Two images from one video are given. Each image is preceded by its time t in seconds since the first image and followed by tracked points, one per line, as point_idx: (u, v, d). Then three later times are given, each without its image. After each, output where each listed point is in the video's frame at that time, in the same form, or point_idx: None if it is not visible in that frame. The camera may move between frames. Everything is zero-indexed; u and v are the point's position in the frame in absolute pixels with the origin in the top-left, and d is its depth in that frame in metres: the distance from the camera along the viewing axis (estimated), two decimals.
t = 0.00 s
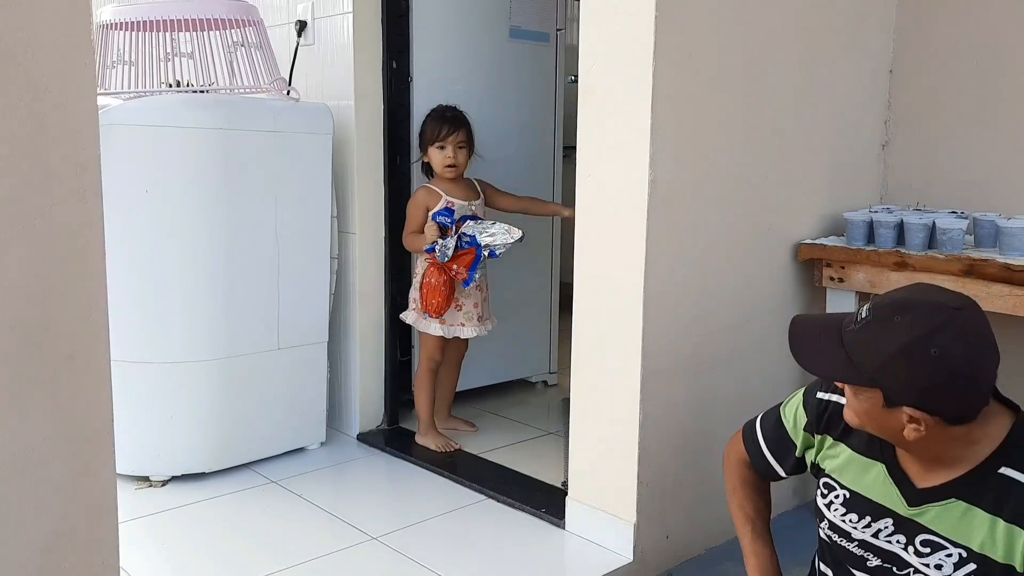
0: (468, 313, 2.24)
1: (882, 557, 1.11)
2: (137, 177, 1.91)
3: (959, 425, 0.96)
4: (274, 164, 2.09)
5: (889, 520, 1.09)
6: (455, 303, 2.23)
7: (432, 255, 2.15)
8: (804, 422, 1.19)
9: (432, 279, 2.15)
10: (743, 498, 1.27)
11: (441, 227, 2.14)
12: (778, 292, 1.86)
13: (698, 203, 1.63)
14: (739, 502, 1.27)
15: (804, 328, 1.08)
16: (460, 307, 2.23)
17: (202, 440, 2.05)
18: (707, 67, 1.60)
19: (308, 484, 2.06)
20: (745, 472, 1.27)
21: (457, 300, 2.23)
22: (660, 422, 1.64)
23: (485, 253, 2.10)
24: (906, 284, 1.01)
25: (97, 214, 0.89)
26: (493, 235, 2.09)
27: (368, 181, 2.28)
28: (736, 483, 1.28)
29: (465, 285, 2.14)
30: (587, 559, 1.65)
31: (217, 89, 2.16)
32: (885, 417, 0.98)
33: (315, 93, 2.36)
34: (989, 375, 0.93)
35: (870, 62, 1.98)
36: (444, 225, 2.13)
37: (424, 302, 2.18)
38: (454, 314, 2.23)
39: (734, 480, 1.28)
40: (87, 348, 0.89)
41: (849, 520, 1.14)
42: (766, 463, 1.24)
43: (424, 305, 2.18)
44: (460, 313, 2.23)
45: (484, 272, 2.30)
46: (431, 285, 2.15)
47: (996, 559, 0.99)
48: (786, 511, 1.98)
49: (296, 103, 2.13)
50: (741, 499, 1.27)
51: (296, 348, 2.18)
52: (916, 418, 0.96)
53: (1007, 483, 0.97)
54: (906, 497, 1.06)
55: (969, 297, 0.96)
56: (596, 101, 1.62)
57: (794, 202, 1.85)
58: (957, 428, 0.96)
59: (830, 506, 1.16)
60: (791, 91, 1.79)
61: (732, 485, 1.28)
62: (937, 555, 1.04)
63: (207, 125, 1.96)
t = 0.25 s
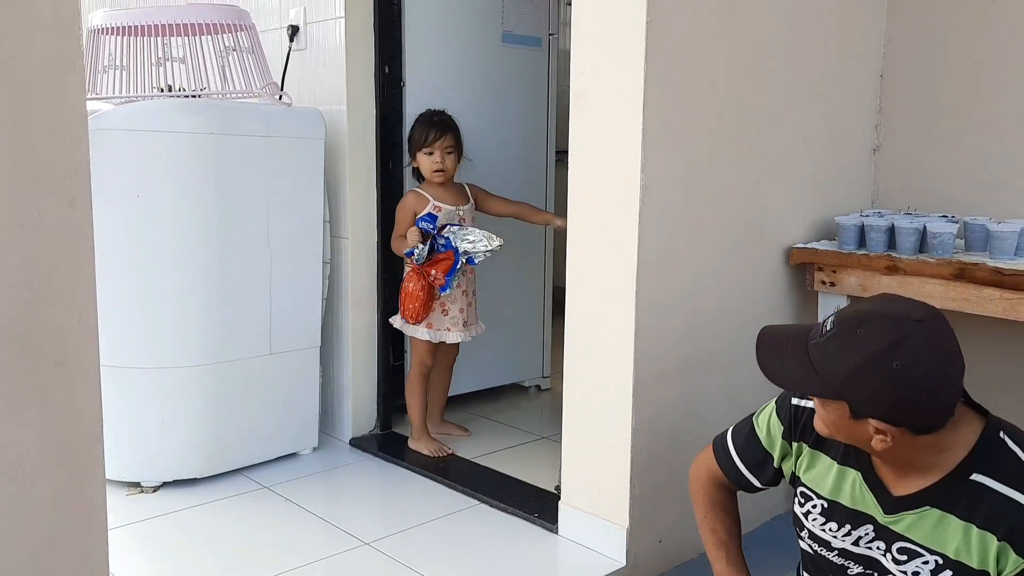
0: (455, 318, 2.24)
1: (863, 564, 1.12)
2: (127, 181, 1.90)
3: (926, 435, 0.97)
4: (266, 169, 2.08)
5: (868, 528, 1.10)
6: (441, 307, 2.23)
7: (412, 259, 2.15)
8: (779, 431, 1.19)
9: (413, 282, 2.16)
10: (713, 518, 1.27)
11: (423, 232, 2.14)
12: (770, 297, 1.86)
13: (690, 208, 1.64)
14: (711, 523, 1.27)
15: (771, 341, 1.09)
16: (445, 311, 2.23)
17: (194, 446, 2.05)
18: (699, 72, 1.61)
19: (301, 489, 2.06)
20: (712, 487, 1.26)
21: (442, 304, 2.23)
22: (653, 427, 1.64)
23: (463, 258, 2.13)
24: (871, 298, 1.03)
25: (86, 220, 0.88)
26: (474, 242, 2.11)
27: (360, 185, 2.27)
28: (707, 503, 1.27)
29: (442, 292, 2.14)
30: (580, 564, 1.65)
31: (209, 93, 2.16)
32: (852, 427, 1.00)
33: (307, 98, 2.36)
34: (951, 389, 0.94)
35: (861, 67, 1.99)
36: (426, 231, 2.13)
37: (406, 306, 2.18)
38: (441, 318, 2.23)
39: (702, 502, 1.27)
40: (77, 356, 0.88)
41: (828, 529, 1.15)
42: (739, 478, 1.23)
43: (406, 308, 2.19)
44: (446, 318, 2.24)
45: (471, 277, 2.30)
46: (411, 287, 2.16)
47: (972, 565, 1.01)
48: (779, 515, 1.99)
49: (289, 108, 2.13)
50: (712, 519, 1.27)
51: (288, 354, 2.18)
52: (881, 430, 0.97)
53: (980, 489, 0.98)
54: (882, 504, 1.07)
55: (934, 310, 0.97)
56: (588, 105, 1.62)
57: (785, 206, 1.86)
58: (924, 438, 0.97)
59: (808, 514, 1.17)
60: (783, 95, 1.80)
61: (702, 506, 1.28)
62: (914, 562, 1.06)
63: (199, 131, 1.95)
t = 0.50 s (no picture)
0: (445, 321, 2.24)
1: (843, 567, 1.13)
2: (120, 185, 1.90)
3: (897, 439, 0.97)
4: (260, 173, 2.08)
5: (848, 530, 1.10)
6: (431, 309, 2.23)
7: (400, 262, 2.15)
8: (763, 435, 1.19)
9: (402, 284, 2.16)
10: (701, 531, 1.28)
11: (411, 234, 2.14)
12: (764, 300, 1.86)
13: (683, 211, 1.64)
14: (700, 534, 1.29)
15: (749, 343, 1.11)
16: (436, 314, 2.23)
17: (189, 450, 2.04)
18: (693, 76, 1.61)
19: (295, 494, 2.05)
20: (698, 495, 1.27)
21: (432, 307, 2.23)
22: (647, 430, 1.64)
23: (451, 258, 2.13)
24: (846, 303, 1.03)
25: (80, 224, 0.88)
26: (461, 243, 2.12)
27: (355, 188, 2.27)
28: (694, 516, 1.28)
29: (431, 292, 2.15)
30: (575, 568, 1.65)
31: (203, 97, 2.15)
32: (823, 430, 1.01)
33: (302, 101, 2.36)
34: (921, 396, 0.94)
35: (855, 71, 2.00)
36: (414, 233, 2.13)
37: (395, 308, 2.19)
38: (432, 321, 2.23)
39: (689, 514, 1.28)
40: (70, 361, 0.88)
41: (810, 532, 1.15)
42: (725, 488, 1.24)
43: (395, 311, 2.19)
44: (437, 320, 2.24)
45: (462, 279, 2.29)
46: (400, 290, 2.16)
47: (947, 567, 1.00)
48: (774, 518, 1.99)
49: (283, 112, 2.12)
50: (700, 530, 1.28)
51: (282, 358, 2.17)
52: (850, 434, 0.97)
53: (953, 493, 0.98)
54: (860, 507, 1.07)
55: (906, 316, 0.98)
56: (583, 109, 1.62)
57: (779, 210, 1.86)
58: (894, 443, 0.97)
59: (791, 516, 1.17)
60: (777, 99, 1.80)
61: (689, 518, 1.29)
62: (890, 565, 1.06)
63: (193, 134, 1.95)
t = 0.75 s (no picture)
0: (439, 325, 2.24)
1: (831, 566, 1.14)
2: (115, 190, 1.89)
3: (878, 441, 0.97)
4: (255, 177, 2.08)
5: (834, 530, 1.10)
6: (425, 314, 2.23)
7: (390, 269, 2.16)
8: (752, 438, 1.20)
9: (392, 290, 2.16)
10: (694, 536, 1.28)
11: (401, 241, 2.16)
12: (759, 303, 1.87)
13: (678, 215, 1.64)
14: (693, 540, 1.28)
15: (732, 344, 1.11)
16: (430, 319, 2.24)
17: (185, 455, 2.04)
18: (687, 80, 1.61)
19: (290, 498, 2.05)
20: (689, 499, 1.28)
21: (426, 312, 2.23)
22: (643, 434, 1.64)
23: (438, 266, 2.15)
24: (830, 305, 1.03)
25: (75, 229, 0.88)
26: (450, 254, 2.14)
27: (351, 192, 2.27)
28: (687, 521, 1.28)
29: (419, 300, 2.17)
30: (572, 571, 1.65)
31: (199, 101, 2.15)
32: (805, 431, 1.01)
33: (297, 105, 2.36)
34: (900, 398, 0.94)
35: (849, 75, 2.01)
36: (405, 240, 2.15)
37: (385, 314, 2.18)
38: (425, 325, 2.24)
39: (681, 520, 1.28)
40: (65, 365, 0.88)
41: (798, 532, 1.15)
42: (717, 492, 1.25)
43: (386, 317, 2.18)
44: (431, 325, 2.24)
45: (456, 284, 2.30)
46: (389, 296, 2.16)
47: (931, 566, 1.01)
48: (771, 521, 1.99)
49: (278, 117, 2.13)
50: (692, 536, 1.28)
51: (277, 362, 2.17)
52: (830, 435, 0.98)
53: (935, 493, 0.98)
54: (845, 507, 1.08)
55: (887, 320, 0.98)
56: (578, 113, 1.63)
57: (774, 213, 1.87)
58: (876, 444, 0.98)
59: (780, 517, 1.17)
60: (771, 102, 1.81)
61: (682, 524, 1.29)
62: (876, 564, 1.07)
63: (188, 139, 1.95)
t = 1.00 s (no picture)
0: (440, 328, 2.24)
1: (824, 562, 1.14)
2: (115, 191, 1.89)
3: (873, 436, 0.97)
4: (254, 179, 2.08)
5: (828, 525, 1.11)
6: (426, 318, 2.23)
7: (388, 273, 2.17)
8: (751, 436, 1.21)
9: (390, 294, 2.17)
10: (695, 539, 1.28)
11: (400, 245, 2.18)
12: (759, 304, 1.87)
13: (678, 216, 1.65)
14: (694, 542, 1.28)
15: (735, 329, 1.11)
16: (431, 321, 2.23)
17: (184, 457, 2.03)
18: (687, 82, 1.62)
19: (290, 500, 2.05)
20: (691, 501, 1.28)
21: (427, 314, 2.23)
22: (643, 435, 1.64)
23: (435, 271, 2.16)
24: (837, 299, 1.03)
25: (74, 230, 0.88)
26: (448, 259, 2.15)
27: (350, 195, 2.27)
28: (688, 523, 1.28)
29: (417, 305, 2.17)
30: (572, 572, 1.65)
31: (198, 103, 2.15)
32: (801, 421, 1.02)
33: (297, 108, 2.36)
34: (900, 395, 0.95)
35: (847, 77, 2.01)
36: (403, 244, 2.17)
37: (383, 318, 2.18)
38: (426, 328, 2.23)
39: (682, 522, 1.29)
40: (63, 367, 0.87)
41: (794, 527, 1.16)
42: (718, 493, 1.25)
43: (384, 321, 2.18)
44: (432, 327, 2.24)
45: (457, 287, 2.30)
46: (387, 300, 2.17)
47: (920, 563, 1.01)
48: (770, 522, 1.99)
49: (277, 119, 2.12)
50: (693, 538, 1.28)
51: (277, 364, 2.17)
52: (826, 427, 0.98)
53: (926, 490, 0.98)
54: (839, 502, 1.08)
55: (894, 317, 0.97)
56: (577, 115, 1.63)
57: (773, 215, 1.87)
58: (871, 439, 0.98)
59: (777, 512, 1.18)
60: (770, 103, 1.81)
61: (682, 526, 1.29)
62: (867, 560, 1.07)
63: (188, 141, 1.95)
